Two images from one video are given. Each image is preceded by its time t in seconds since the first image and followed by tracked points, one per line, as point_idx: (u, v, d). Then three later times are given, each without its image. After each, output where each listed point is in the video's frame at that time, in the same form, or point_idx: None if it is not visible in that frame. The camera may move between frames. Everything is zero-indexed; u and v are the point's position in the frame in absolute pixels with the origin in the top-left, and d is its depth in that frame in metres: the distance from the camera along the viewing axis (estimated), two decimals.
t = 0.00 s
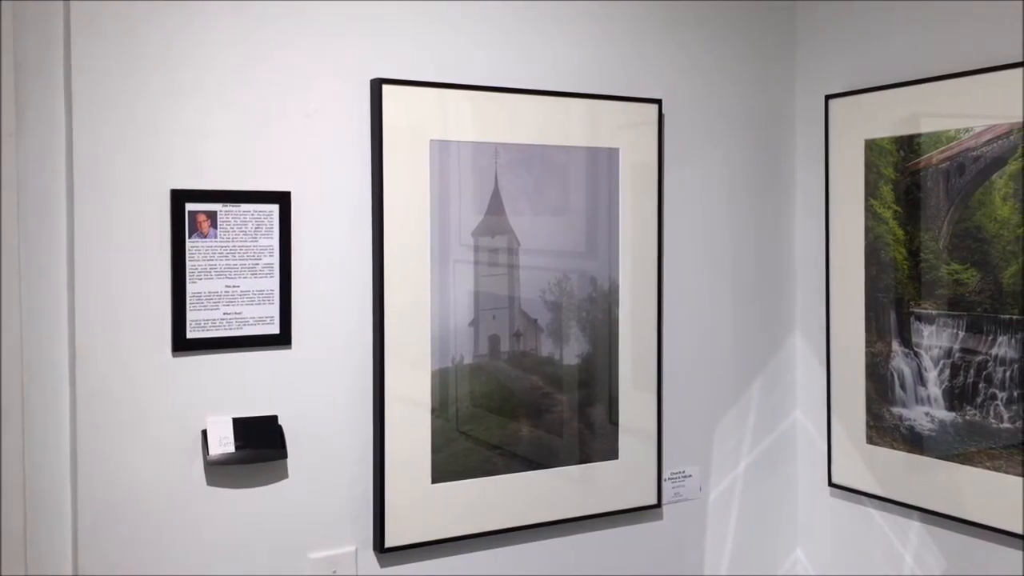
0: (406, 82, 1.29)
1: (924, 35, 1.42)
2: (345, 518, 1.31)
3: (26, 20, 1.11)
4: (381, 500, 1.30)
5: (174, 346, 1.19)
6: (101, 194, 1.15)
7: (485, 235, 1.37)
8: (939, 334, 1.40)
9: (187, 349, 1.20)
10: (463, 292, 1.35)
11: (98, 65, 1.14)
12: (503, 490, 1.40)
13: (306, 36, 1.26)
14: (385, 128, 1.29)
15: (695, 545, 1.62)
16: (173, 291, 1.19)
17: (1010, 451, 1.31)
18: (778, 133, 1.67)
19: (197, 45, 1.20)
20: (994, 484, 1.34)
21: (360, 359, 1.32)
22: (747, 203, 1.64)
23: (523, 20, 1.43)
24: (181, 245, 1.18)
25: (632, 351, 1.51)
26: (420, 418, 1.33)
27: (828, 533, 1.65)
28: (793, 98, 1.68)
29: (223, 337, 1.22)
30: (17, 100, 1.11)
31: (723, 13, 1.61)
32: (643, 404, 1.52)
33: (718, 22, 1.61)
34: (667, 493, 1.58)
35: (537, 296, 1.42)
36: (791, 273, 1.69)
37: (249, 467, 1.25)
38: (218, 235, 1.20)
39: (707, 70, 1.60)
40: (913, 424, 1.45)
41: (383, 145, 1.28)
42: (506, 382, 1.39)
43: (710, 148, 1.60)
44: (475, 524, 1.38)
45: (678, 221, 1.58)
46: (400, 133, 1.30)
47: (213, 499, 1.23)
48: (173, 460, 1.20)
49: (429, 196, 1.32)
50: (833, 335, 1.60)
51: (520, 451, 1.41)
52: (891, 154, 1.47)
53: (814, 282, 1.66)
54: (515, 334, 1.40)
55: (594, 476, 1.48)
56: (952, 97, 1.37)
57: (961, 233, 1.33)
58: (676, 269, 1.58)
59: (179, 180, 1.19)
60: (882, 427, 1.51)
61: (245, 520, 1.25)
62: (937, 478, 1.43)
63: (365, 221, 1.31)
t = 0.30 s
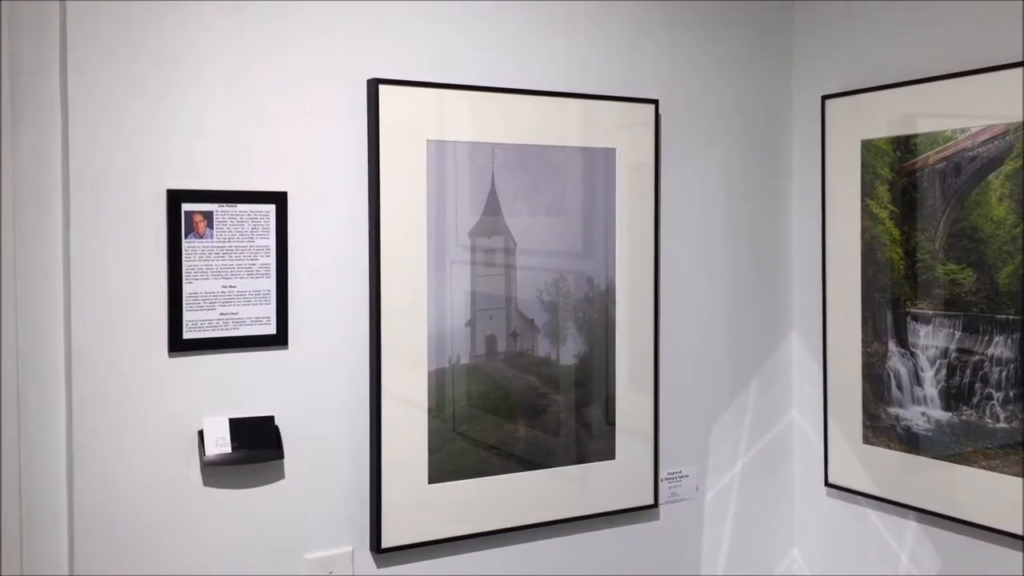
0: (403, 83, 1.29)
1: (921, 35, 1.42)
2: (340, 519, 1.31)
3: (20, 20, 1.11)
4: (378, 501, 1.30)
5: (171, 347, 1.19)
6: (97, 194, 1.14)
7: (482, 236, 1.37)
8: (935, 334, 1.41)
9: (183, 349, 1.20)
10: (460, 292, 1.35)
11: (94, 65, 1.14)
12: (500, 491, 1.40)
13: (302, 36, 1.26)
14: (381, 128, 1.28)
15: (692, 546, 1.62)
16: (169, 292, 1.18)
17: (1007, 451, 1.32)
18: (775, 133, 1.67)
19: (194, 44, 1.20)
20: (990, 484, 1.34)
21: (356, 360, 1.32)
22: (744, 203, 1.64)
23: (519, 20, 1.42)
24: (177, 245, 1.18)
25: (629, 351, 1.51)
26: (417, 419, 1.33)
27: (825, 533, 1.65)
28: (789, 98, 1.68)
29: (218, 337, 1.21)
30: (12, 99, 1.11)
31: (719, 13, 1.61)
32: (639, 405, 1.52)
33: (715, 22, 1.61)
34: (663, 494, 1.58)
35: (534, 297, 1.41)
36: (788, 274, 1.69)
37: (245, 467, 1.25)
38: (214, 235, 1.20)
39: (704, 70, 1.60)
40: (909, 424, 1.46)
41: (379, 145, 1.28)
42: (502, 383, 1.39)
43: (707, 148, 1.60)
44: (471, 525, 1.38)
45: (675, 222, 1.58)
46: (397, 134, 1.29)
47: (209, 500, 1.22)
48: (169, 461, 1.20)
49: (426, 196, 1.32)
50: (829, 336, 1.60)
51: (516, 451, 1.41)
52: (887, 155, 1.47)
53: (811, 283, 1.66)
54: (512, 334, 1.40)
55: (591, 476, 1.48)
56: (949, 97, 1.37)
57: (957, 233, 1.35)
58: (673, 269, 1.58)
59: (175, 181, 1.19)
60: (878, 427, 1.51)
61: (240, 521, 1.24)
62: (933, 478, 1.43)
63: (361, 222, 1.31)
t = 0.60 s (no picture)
0: (399, 83, 1.29)
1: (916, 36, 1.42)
2: (336, 519, 1.31)
3: (17, 20, 1.11)
4: (374, 502, 1.30)
5: (167, 347, 1.19)
6: (92, 194, 1.14)
7: (478, 236, 1.37)
8: (930, 335, 1.41)
9: (179, 350, 1.19)
10: (456, 292, 1.35)
11: (89, 65, 1.14)
12: (496, 491, 1.40)
13: (297, 36, 1.26)
14: (377, 128, 1.28)
15: (688, 546, 1.62)
16: (165, 292, 1.18)
17: (1002, 451, 1.32)
18: (771, 134, 1.67)
19: (191, 43, 1.19)
20: (985, 484, 1.35)
21: (351, 360, 1.32)
22: (740, 204, 1.65)
23: (515, 20, 1.43)
24: (172, 246, 1.18)
25: (625, 352, 1.51)
26: (413, 419, 1.33)
27: (821, 534, 1.65)
28: (785, 98, 1.68)
29: (214, 337, 1.21)
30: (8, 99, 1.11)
31: (715, 13, 1.61)
32: (636, 405, 1.52)
33: (711, 22, 1.61)
34: (660, 494, 1.58)
35: (530, 297, 1.41)
36: (784, 274, 1.70)
37: (241, 468, 1.24)
38: (210, 235, 1.20)
39: (699, 70, 1.60)
40: (905, 424, 1.46)
41: (375, 146, 1.28)
42: (499, 383, 1.39)
43: (703, 148, 1.61)
44: (467, 525, 1.38)
45: (671, 222, 1.58)
46: (393, 134, 1.29)
47: (204, 501, 1.22)
48: (164, 461, 1.20)
49: (422, 197, 1.32)
50: (825, 336, 1.60)
51: (513, 451, 1.41)
52: (882, 155, 1.47)
53: (807, 283, 1.66)
54: (508, 335, 1.40)
55: (587, 476, 1.48)
56: (944, 98, 1.37)
57: (953, 233, 1.36)
58: (669, 269, 1.58)
59: (171, 181, 1.19)
60: (874, 427, 1.51)
61: (236, 522, 1.24)
62: (929, 478, 1.43)
63: (357, 222, 1.31)
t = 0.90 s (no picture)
0: (392, 83, 1.29)
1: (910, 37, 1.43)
2: (330, 520, 1.31)
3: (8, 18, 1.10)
4: (367, 503, 1.30)
5: (160, 348, 1.19)
6: (85, 194, 1.14)
7: (472, 237, 1.37)
8: (923, 335, 1.41)
9: (172, 351, 1.19)
10: (450, 293, 1.35)
11: (82, 65, 1.14)
12: (490, 492, 1.40)
13: (290, 36, 1.26)
14: (371, 129, 1.28)
15: (682, 546, 1.62)
16: (158, 293, 1.18)
17: (995, 451, 1.33)
18: (764, 134, 1.68)
19: (183, 43, 1.19)
20: (978, 484, 1.35)
21: (345, 361, 1.32)
22: (734, 204, 1.65)
23: (509, 20, 1.42)
24: (166, 246, 1.18)
25: (619, 352, 1.51)
26: (406, 420, 1.33)
27: (814, 534, 1.66)
28: (779, 98, 1.69)
29: (208, 338, 1.21)
30: None
31: (709, 13, 1.61)
32: (629, 405, 1.52)
33: (705, 22, 1.61)
34: (654, 494, 1.58)
35: (524, 297, 1.41)
36: (777, 274, 1.70)
37: (234, 470, 1.24)
38: (203, 236, 1.20)
39: (693, 71, 1.60)
40: (898, 424, 1.46)
41: (369, 146, 1.28)
42: (492, 384, 1.39)
43: (697, 149, 1.61)
44: (461, 526, 1.38)
45: (665, 222, 1.58)
46: (387, 135, 1.29)
47: (197, 502, 1.22)
48: (157, 462, 1.20)
49: (416, 197, 1.32)
50: (819, 337, 1.60)
51: (507, 452, 1.41)
52: (875, 156, 1.48)
53: (800, 283, 1.66)
54: (501, 335, 1.40)
55: (581, 477, 1.48)
56: (936, 100, 1.38)
57: (945, 234, 1.36)
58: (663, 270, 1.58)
59: (164, 181, 1.18)
60: (867, 427, 1.52)
61: (229, 523, 1.24)
62: (922, 478, 1.43)
63: (351, 222, 1.31)
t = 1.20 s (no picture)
0: (384, 84, 1.29)
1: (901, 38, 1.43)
2: (322, 522, 1.31)
3: None
4: (359, 504, 1.30)
5: (150, 350, 1.18)
6: (75, 195, 1.14)
7: (464, 237, 1.36)
8: (914, 336, 1.42)
9: (163, 353, 1.19)
10: (442, 294, 1.35)
11: (73, 65, 1.13)
12: (482, 493, 1.40)
13: (281, 37, 1.25)
14: (363, 129, 1.28)
15: (675, 547, 1.62)
16: (149, 294, 1.18)
17: (985, 452, 1.33)
18: (756, 135, 1.68)
19: (174, 43, 1.19)
20: (968, 484, 1.35)
21: (337, 362, 1.31)
22: (726, 204, 1.65)
23: (501, 21, 1.42)
24: (157, 247, 1.17)
25: (611, 353, 1.51)
26: (398, 421, 1.33)
27: (806, 534, 1.66)
28: (770, 99, 1.69)
29: (199, 339, 1.21)
30: None
31: (701, 14, 1.61)
32: (621, 407, 1.52)
33: (697, 23, 1.61)
34: (646, 495, 1.58)
35: (516, 298, 1.41)
36: (768, 274, 1.70)
37: (225, 471, 1.24)
38: (194, 237, 1.19)
39: (684, 72, 1.60)
40: (889, 425, 1.47)
41: (361, 147, 1.28)
42: (484, 385, 1.39)
43: (689, 150, 1.61)
44: (453, 527, 1.38)
45: (657, 223, 1.58)
46: (379, 136, 1.29)
47: (188, 504, 1.22)
48: (149, 464, 1.19)
49: (408, 198, 1.32)
50: (810, 337, 1.61)
51: (499, 453, 1.41)
52: (866, 157, 1.48)
53: (792, 284, 1.66)
54: (493, 336, 1.40)
55: (574, 478, 1.48)
56: (926, 101, 1.39)
57: (936, 235, 1.37)
58: (655, 270, 1.58)
59: (155, 182, 1.18)
60: (858, 428, 1.52)
61: (221, 524, 1.24)
62: (913, 478, 1.44)
63: (343, 223, 1.31)
